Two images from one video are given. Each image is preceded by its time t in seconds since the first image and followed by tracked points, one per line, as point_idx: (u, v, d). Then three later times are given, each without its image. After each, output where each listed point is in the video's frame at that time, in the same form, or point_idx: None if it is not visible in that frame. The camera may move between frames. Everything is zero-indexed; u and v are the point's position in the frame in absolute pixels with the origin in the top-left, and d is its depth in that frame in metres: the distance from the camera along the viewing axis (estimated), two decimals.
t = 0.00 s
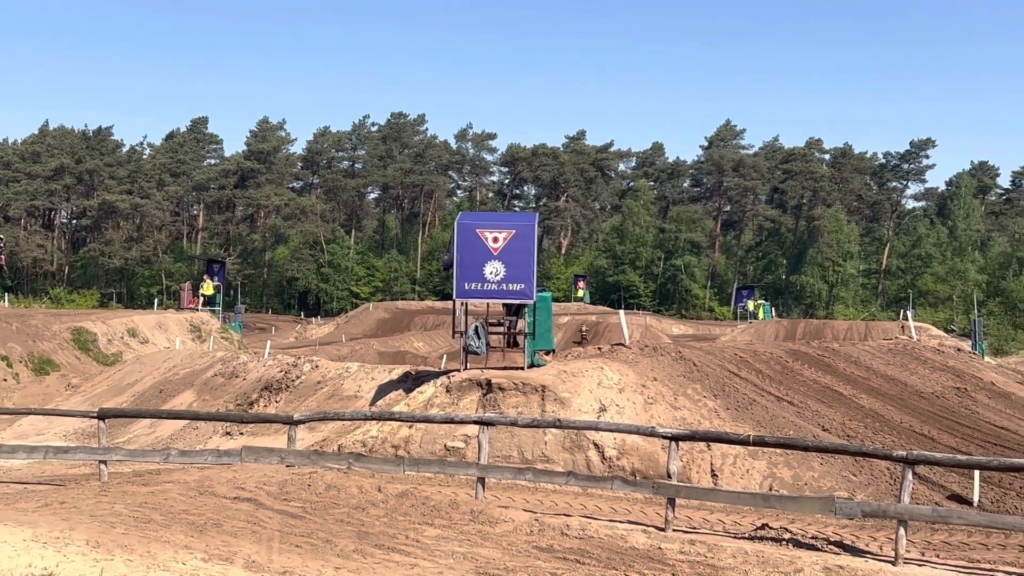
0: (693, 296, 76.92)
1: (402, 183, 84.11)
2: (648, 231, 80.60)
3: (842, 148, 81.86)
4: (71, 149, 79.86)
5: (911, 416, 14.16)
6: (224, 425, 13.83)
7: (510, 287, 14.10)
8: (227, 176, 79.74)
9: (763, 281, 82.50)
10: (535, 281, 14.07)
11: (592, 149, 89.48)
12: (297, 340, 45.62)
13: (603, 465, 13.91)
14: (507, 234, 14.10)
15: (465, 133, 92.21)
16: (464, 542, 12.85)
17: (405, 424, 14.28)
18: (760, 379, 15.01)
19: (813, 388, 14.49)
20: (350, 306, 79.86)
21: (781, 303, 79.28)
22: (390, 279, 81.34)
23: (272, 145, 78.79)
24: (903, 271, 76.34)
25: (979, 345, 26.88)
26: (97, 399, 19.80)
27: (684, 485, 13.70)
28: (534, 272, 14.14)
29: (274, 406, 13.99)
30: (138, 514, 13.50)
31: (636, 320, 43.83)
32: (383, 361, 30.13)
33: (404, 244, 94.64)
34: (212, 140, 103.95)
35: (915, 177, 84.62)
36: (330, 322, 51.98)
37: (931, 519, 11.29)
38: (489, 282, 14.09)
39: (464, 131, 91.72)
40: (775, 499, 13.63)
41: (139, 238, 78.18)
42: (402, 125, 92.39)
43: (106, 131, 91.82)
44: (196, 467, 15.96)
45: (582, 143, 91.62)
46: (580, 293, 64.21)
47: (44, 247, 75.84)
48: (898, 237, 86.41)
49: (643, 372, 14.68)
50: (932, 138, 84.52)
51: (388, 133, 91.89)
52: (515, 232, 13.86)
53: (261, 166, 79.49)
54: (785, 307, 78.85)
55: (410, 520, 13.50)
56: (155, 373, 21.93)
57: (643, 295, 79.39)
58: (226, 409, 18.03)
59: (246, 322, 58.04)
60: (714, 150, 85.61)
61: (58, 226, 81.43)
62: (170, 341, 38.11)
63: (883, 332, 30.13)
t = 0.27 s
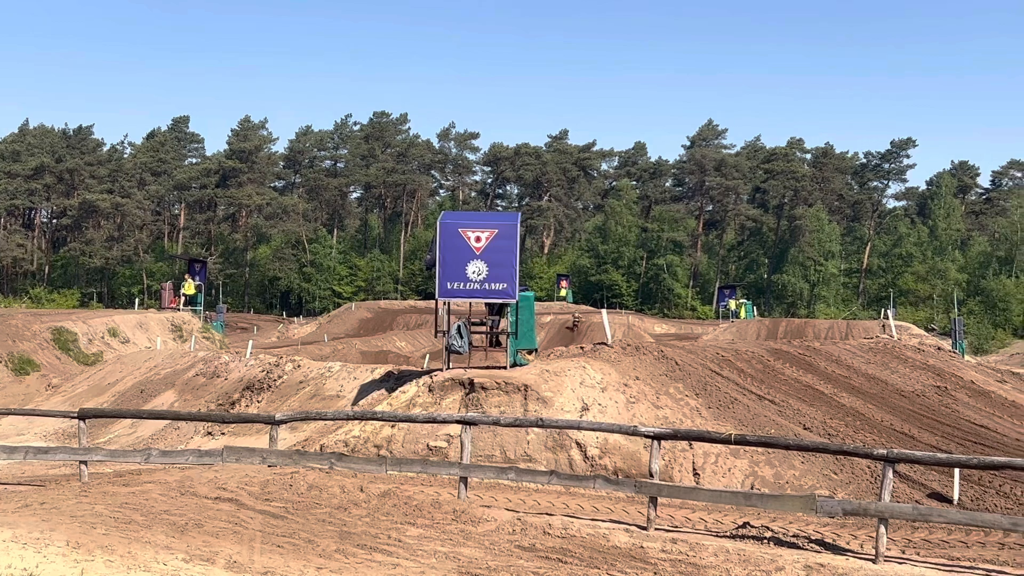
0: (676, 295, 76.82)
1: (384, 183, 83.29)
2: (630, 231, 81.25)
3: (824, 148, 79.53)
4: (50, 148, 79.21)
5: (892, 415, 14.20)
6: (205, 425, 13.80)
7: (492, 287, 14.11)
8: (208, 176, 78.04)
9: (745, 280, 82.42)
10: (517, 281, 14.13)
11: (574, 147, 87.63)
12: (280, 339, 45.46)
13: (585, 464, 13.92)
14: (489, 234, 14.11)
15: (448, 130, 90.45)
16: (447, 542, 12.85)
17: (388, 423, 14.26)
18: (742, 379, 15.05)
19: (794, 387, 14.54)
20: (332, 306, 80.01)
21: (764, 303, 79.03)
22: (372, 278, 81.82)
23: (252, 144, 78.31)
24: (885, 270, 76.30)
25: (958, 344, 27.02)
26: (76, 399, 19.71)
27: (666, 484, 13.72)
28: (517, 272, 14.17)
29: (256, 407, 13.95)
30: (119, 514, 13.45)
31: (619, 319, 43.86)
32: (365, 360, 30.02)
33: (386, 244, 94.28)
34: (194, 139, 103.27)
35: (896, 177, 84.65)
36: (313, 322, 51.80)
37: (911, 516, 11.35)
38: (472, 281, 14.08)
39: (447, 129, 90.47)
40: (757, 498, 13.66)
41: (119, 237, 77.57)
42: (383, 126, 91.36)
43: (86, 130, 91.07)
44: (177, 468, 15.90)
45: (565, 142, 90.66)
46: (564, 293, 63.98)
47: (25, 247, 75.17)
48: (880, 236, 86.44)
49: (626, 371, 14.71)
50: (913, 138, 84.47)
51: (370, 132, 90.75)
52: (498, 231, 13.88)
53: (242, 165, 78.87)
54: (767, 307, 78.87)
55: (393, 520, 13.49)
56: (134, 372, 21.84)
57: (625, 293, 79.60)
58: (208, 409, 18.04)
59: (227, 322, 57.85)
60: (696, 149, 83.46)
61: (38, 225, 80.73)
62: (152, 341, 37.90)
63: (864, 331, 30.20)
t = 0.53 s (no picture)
0: (659, 294, 77.08)
1: (367, 182, 82.77)
2: (613, 229, 81.55)
3: (806, 148, 79.38)
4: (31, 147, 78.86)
5: (873, 414, 14.26)
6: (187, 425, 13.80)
7: (475, 286, 14.09)
8: (190, 175, 77.89)
9: (728, 279, 82.46)
10: (500, 280, 14.06)
11: (557, 147, 87.85)
12: (263, 339, 45.37)
13: (568, 463, 13.94)
14: (472, 233, 14.11)
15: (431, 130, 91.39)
16: (430, 541, 12.83)
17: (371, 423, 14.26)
18: (724, 377, 15.12)
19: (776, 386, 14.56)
20: (316, 305, 80.04)
21: (746, 302, 79.21)
22: (355, 278, 81.83)
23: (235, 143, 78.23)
24: (868, 270, 76.60)
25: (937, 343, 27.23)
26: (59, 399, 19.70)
27: (649, 483, 13.73)
28: (499, 271, 14.14)
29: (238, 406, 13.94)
30: (99, 514, 13.41)
31: (603, 319, 43.88)
32: (348, 360, 29.96)
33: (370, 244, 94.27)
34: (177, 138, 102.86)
35: (878, 177, 84.94)
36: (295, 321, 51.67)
37: (891, 515, 11.39)
38: (455, 281, 14.07)
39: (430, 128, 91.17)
40: (739, 495, 13.66)
41: (101, 237, 77.21)
42: (367, 125, 92.04)
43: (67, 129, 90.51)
44: (159, 468, 15.86)
45: (548, 142, 90.92)
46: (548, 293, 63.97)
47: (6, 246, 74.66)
48: (861, 236, 86.88)
49: (608, 370, 14.74)
50: (894, 138, 84.90)
51: (353, 131, 91.23)
52: (480, 230, 13.86)
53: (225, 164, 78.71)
54: (749, 306, 79.12)
55: (375, 519, 13.48)
56: (117, 372, 21.82)
57: (608, 293, 79.79)
58: (190, 409, 18.07)
59: (209, 321, 57.64)
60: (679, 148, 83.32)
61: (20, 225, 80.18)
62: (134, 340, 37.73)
63: (845, 330, 30.36)
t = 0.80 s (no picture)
0: (642, 293, 77.23)
1: (351, 179, 81.45)
2: (596, 228, 81.32)
3: (788, 145, 80.57)
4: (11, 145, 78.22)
5: (855, 411, 14.31)
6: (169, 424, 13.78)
7: (458, 285, 14.10)
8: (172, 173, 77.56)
9: (710, 277, 82.41)
10: (483, 278, 14.09)
11: (540, 146, 87.73)
12: (246, 337, 45.28)
13: (551, 462, 13.94)
14: (455, 231, 14.09)
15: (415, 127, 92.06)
16: (412, 540, 12.84)
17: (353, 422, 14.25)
18: (707, 375, 15.16)
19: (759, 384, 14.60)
20: (298, 304, 79.58)
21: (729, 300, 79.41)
22: (338, 276, 80.88)
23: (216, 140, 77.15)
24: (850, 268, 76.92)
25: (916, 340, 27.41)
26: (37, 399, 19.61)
27: (632, 481, 13.75)
28: (482, 270, 14.15)
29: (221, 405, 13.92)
30: (80, 514, 13.37)
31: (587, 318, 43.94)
32: (330, 359, 29.85)
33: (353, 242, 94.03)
34: (159, 136, 102.23)
35: (859, 175, 84.95)
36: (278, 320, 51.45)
37: (871, 512, 11.45)
38: (438, 280, 14.06)
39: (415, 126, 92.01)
40: (722, 494, 13.68)
41: (83, 235, 76.77)
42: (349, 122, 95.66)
43: (49, 127, 89.84)
44: (141, 468, 15.82)
45: (531, 140, 90.82)
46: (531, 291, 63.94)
47: None
48: (842, 234, 87.13)
49: (591, 369, 14.76)
50: (875, 136, 85.10)
51: (337, 130, 94.11)
52: (464, 229, 13.85)
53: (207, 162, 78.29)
54: (731, 304, 79.26)
55: (358, 518, 13.47)
56: (96, 372, 21.74)
57: (592, 291, 79.04)
58: (172, 409, 18.07)
59: (191, 320, 57.31)
60: (662, 147, 83.03)
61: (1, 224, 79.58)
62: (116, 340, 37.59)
63: (826, 327, 30.49)
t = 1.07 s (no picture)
0: (624, 290, 77.19)
1: (332, 176, 82.09)
2: (579, 225, 81.03)
3: (770, 142, 82.02)
4: None
5: (835, 408, 14.37)
6: (151, 422, 13.76)
7: (440, 282, 14.07)
8: (152, 170, 77.20)
9: (692, 274, 82.15)
10: (465, 275, 14.08)
11: (522, 143, 87.27)
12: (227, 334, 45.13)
13: (533, 458, 13.96)
14: (438, 229, 14.09)
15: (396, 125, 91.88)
16: (394, 537, 12.83)
17: (335, 419, 14.23)
18: (688, 372, 15.20)
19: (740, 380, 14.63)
20: (280, 301, 78.89)
21: (711, 297, 79.42)
22: (320, 274, 80.80)
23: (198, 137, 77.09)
24: (832, 264, 77.04)
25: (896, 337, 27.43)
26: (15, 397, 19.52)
27: (614, 478, 13.77)
28: (465, 267, 14.14)
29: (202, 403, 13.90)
30: (60, 512, 13.32)
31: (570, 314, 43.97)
32: (312, 356, 29.73)
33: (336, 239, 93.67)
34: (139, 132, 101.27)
35: (841, 172, 84.63)
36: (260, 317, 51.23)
37: (852, 508, 11.49)
38: (420, 276, 14.03)
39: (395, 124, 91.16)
40: (704, 490, 13.71)
41: (63, 233, 76.31)
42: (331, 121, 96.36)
43: (29, 124, 89.05)
44: (121, 466, 15.78)
45: (514, 137, 90.48)
46: (514, 289, 63.77)
47: None
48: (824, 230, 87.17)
49: (574, 365, 14.78)
50: (856, 133, 85.00)
51: (318, 126, 94.99)
52: (447, 225, 13.86)
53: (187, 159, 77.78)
54: (714, 301, 79.22)
55: (340, 516, 13.46)
56: (76, 369, 21.66)
57: (574, 288, 79.22)
58: (152, 406, 18.07)
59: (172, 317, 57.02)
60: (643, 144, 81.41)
61: None
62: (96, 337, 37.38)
63: (807, 325, 30.54)
